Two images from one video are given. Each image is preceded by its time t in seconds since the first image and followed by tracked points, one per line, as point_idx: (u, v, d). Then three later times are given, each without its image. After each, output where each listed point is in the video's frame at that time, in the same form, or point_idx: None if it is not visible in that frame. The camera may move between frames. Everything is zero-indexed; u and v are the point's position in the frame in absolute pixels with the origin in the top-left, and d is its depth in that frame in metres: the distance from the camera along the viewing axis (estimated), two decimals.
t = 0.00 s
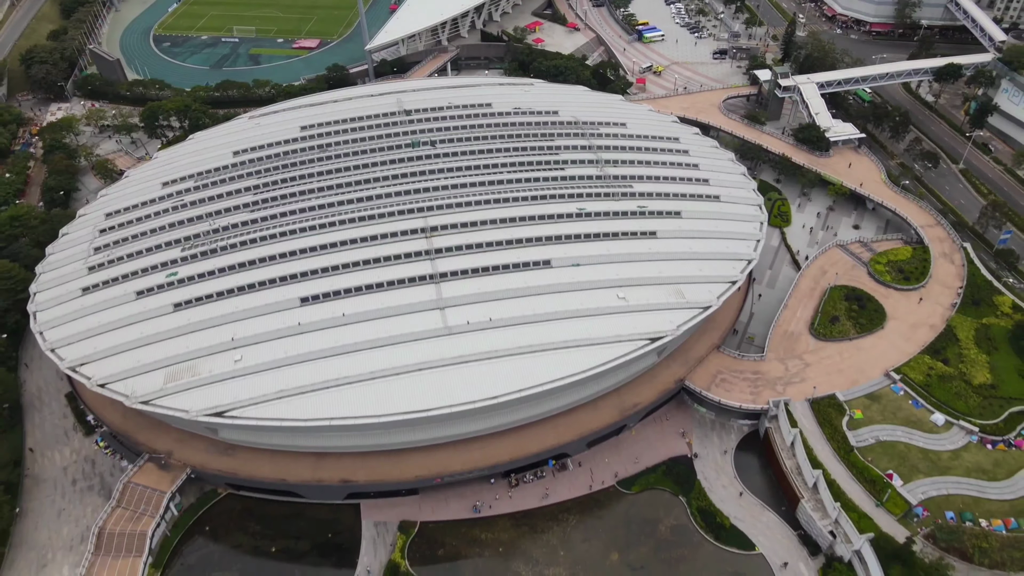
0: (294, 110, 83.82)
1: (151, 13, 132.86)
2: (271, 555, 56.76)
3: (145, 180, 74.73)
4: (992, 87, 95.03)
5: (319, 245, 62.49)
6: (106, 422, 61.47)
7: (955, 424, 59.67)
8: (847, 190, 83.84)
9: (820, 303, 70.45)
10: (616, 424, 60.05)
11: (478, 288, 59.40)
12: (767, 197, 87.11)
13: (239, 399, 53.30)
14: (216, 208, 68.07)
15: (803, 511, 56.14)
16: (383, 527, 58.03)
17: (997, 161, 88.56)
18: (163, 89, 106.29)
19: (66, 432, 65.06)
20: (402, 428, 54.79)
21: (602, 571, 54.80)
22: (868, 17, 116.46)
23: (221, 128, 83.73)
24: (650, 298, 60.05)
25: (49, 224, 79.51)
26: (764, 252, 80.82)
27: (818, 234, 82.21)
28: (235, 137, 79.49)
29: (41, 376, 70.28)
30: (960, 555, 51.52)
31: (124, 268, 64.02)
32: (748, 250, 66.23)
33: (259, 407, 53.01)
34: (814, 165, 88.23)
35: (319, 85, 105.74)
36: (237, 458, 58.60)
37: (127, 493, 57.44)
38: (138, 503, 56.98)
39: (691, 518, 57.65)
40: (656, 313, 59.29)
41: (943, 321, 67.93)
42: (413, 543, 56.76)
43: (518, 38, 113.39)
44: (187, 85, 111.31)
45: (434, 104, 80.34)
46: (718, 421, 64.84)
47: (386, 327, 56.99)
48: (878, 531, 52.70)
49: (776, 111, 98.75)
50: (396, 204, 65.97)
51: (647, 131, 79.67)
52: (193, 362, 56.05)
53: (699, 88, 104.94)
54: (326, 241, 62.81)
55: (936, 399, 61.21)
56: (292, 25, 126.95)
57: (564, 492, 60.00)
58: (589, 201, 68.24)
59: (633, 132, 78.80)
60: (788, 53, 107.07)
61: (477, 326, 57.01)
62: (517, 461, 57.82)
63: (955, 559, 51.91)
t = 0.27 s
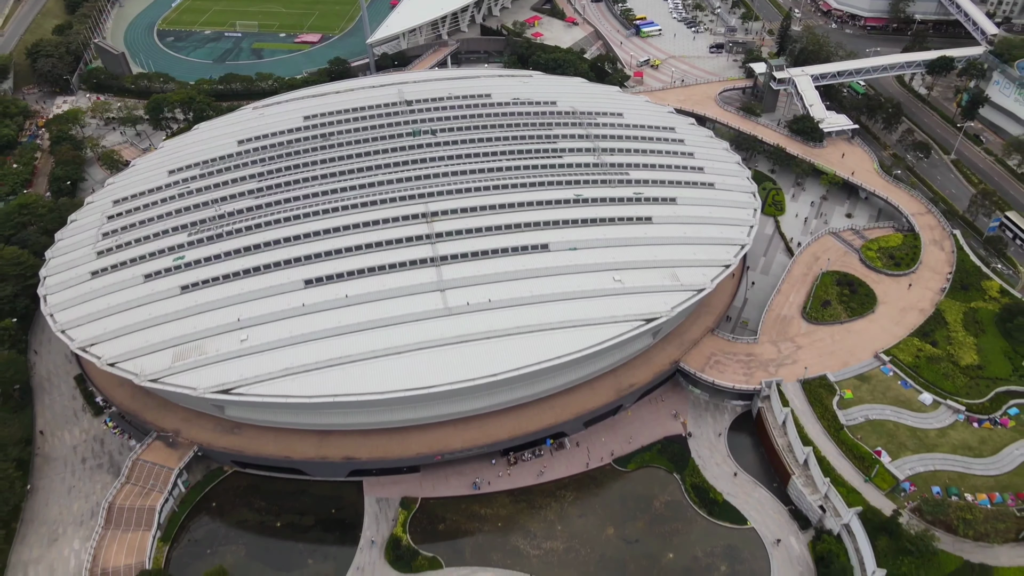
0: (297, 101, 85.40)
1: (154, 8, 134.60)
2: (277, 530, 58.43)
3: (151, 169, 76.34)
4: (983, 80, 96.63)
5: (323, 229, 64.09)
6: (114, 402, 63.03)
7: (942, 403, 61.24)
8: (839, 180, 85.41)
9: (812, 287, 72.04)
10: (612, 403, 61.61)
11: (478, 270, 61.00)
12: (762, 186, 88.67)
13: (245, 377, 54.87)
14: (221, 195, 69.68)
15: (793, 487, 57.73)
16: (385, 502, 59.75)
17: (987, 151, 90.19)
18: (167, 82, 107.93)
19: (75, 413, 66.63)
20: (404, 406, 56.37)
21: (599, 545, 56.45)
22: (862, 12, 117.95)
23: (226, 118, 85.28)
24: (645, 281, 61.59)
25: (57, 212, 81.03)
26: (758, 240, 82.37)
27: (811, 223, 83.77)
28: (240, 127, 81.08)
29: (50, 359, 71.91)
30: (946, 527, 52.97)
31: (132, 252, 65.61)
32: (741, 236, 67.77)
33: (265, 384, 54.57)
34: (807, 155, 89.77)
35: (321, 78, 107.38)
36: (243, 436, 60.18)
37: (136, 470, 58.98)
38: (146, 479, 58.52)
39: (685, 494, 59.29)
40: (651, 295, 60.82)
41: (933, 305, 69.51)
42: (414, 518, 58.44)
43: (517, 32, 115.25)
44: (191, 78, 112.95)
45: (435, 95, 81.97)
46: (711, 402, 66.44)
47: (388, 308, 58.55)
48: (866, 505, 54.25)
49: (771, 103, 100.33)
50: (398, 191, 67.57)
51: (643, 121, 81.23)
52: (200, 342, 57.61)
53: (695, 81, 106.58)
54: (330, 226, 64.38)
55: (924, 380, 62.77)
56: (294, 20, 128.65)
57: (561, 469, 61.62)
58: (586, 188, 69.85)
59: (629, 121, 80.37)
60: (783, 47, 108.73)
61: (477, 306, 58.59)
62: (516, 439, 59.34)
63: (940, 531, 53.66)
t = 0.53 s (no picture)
0: (300, 91, 87.10)
1: (158, 3, 136.49)
2: (282, 503, 60.22)
3: (158, 156, 78.06)
4: (974, 72, 98.35)
5: (327, 213, 65.81)
6: (123, 382, 64.73)
7: (929, 381, 63.01)
8: (832, 168, 87.19)
9: (804, 272, 73.84)
10: (608, 382, 63.34)
11: (478, 252, 62.72)
12: (756, 176, 90.47)
13: (252, 354, 56.57)
14: (227, 180, 71.36)
15: (783, 462, 59.52)
16: (387, 477, 61.59)
17: (977, 141, 91.96)
18: (172, 75, 109.71)
19: (84, 393, 68.34)
20: (406, 382, 58.08)
21: (595, 517, 58.19)
22: (856, 6, 119.59)
23: (230, 108, 86.97)
24: (640, 263, 63.29)
25: (65, 200, 82.76)
26: (752, 227, 84.13)
27: (804, 210, 85.53)
28: (244, 116, 82.77)
29: (60, 341, 73.62)
30: (930, 499, 54.92)
31: (141, 236, 67.30)
32: (734, 220, 69.48)
33: (271, 361, 56.27)
34: (801, 145, 91.54)
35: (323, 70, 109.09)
36: (249, 413, 61.91)
37: (145, 446, 60.78)
38: (155, 454, 60.28)
39: (679, 469, 61.11)
40: (646, 276, 62.53)
41: (921, 288, 71.26)
42: (416, 492, 60.26)
43: (516, 26, 117.07)
44: (195, 71, 114.70)
45: (435, 85, 83.69)
46: (705, 382, 68.22)
47: (390, 288, 60.24)
48: (853, 477, 56.04)
49: (765, 95, 102.12)
50: (400, 176, 69.26)
51: (639, 110, 83.00)
52: (208, 321, 59.30)
53: (691, 73, 108.32)
54: (333, 209, 66.10)
55: (912, 359, 64.56)
56: (297, 15, 130.49)
57: (559, 446, 63.40)
58: (583, 174, 71.58)
59: (626, 110, 82.13)
60: (778, 40, 110.49)
61: (476, 287, 60.31)
62: (514, 416, 61.01)
63: (924, 502, 55.56)
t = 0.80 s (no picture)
0: (303, 83, 88.64)
1: None
2: (286, 481, 61.81)
3: (164, 146, 79.60)
4: (967, 64, 99.84)
5: (330, 200, 67.35)
6: (131, 364, 66.31)
7: (918, 362, 64.47)
8: (825, 159, 88.76)
9: (797, 258, 75.41)
10: (605, 363, 64.87)
11: (477, 237, 64.26)
12: (751, 166, 92.03)
13: (257, 334, 58.10)
14: (232, 169, 72.86)
15: (775, 440, 61.08)
16: (389, 456, 63.16)
17: (969, 133, 93.53)
18: (176, 69, 111.31)
19: (93, 375, 69.93)
20: (407, 362, 59.59)
21: (591, 494, 59.74)
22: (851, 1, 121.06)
23: (234, 99, 88.48)
24: (636, 248, 64.83)
25: (72, 189, 84.37)
26: (746, 216, 85.68)
27: (798, 199, 87.07)
28: (248, 107, 84.30)
29: (69, 325, 75.25)
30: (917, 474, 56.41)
31: (148, 222, 68.80)
32: (728, 207, 71.03)
33: (276, 341, 57.80)
34: (795, 136, 93.10)
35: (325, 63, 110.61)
36: (254, 394, 63.47)
37: (153, 425, 62.34)
38: (163, 433, 61.79)
39: (674, 447, 62.71)
40: (642, 260, 64.08)
41: (912, 274, 72.80)
42: (417, 470, 61.86)
43: (515, 21, 118.67)
44: (198, 65, 116.31)
45: (436, 77, 85.25)
46: (700, 364, 69.80)
47: (392, 271, 61.78)
48: (843, 454, 57.59)
49: (761, 88, 103.67)
50: (401, 164, 70.82)
51: (636, 101, 84.55)
52: (214, 303, 60.81)
53: (688, 67, 109.84)
54: (336, 196, 67.66)
55: (901, 341, 66.08)
56: (298, 10, 132.10)
57: (556, 426, 65.03)
58: (581, 162, 73.14)
59: (623, 101, 83.67)
60: (773, 34, 112.04)
61: (476, 270, 61.84)
62: (513, 396, 62.60)
63: (912, 478, 57.14)
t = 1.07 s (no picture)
0: (307, 73, 90.45)
1: None
2: (292, 456, 63.65)
3: (171, 134, 81.40)
4: (957, 56, 101.62)
5: (333, 184, 69.18)
6: (140, 343, 68.14)
7: (906, 342, 66.26)
8: (818, 148, 90.58)
9: (789, 243, 77.29)
10: (601, 343, 66.69)
11: (476, 220, 66.06)
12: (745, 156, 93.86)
13: (263, 313, 59.86)
14: (238, 155, 74.62)
15: (766, 416, 62.93)
16: (391, 432, 65.00)
17: (959, 123, 95.37)
18: (180, 62, 113.12)
19: (103, 355, 71.82)
20: (409, 340, 61.38)
21: (588, 468, 61.58)
22: None
23: (239, 89, 90.19)
24: (631, 230, 66.65)
25: (80, 177, 86.21)
26: (740, 204, 87.52)
27: (791, 188, 88.89)
28: (252, 97, 86.06)
29: (79, 308, 77.16)
30: (903, 447, 58.43)
31: (156, 207, 70.60)
32: (722, 192, 72.87)
33: (281, 319, 59.56)
34: (788, 126, 94.98)
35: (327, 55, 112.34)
36: (259, 372, 65.30)
37: (162, 402, 64.13)
38: (172, 409, 63.57)
39: (668, 424, 64.58)
40: (637, 243, 65.88)
41: (901, 258, 74.61)
42: (418, 445, 63.68)
43: (514, 14, 120.53)
44: (202, 58, 118.18)
45: (437, 68, 87.06)
46: (693, 345, 71.64)
47: (394, 252, 63.60)
48: (831, 429, 59.47)
49: (756, 80, 105.51)
50: (402, 151, 72.57)
51: (632, 91, 86.36)
52: (221, 283, 62.60)
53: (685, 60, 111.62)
54: (339, 181, 69.48)
55: (889, 322, 67.89)
56: (301, 5, 133.97)
57: (554, 403, 66.89)
58: (578, 148, 74.94)
59: (620, 91, 85.51)
60: (768, 27, 113.86)
61: (475, 251, 63.65)
62: (511, 374, 64.39)
63: (898, 451, 59.19)
